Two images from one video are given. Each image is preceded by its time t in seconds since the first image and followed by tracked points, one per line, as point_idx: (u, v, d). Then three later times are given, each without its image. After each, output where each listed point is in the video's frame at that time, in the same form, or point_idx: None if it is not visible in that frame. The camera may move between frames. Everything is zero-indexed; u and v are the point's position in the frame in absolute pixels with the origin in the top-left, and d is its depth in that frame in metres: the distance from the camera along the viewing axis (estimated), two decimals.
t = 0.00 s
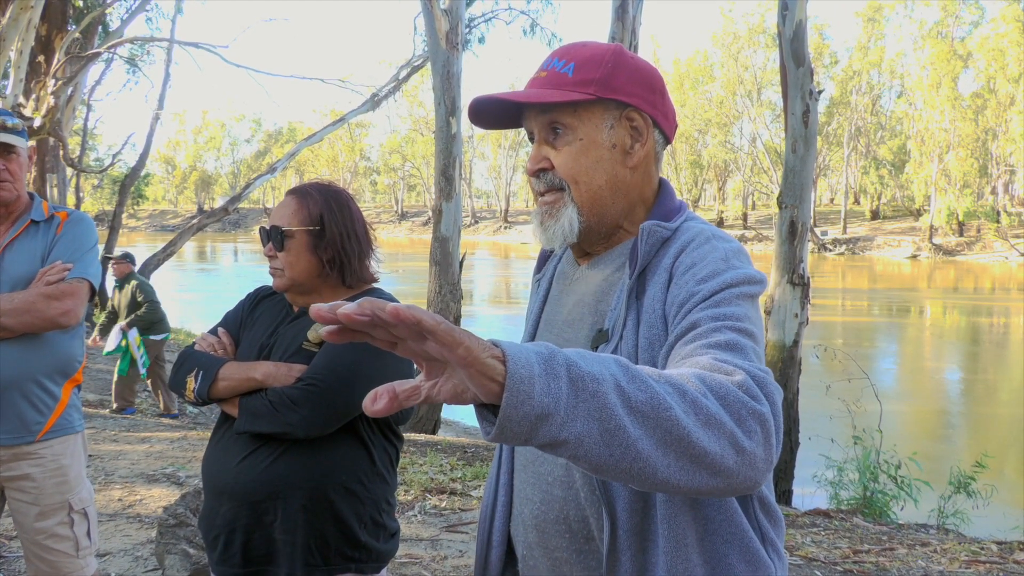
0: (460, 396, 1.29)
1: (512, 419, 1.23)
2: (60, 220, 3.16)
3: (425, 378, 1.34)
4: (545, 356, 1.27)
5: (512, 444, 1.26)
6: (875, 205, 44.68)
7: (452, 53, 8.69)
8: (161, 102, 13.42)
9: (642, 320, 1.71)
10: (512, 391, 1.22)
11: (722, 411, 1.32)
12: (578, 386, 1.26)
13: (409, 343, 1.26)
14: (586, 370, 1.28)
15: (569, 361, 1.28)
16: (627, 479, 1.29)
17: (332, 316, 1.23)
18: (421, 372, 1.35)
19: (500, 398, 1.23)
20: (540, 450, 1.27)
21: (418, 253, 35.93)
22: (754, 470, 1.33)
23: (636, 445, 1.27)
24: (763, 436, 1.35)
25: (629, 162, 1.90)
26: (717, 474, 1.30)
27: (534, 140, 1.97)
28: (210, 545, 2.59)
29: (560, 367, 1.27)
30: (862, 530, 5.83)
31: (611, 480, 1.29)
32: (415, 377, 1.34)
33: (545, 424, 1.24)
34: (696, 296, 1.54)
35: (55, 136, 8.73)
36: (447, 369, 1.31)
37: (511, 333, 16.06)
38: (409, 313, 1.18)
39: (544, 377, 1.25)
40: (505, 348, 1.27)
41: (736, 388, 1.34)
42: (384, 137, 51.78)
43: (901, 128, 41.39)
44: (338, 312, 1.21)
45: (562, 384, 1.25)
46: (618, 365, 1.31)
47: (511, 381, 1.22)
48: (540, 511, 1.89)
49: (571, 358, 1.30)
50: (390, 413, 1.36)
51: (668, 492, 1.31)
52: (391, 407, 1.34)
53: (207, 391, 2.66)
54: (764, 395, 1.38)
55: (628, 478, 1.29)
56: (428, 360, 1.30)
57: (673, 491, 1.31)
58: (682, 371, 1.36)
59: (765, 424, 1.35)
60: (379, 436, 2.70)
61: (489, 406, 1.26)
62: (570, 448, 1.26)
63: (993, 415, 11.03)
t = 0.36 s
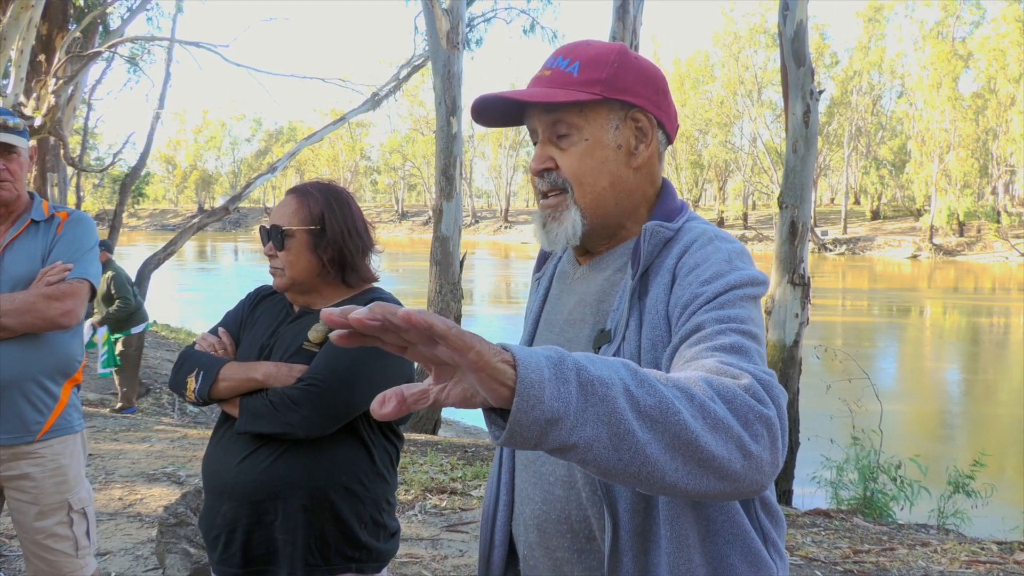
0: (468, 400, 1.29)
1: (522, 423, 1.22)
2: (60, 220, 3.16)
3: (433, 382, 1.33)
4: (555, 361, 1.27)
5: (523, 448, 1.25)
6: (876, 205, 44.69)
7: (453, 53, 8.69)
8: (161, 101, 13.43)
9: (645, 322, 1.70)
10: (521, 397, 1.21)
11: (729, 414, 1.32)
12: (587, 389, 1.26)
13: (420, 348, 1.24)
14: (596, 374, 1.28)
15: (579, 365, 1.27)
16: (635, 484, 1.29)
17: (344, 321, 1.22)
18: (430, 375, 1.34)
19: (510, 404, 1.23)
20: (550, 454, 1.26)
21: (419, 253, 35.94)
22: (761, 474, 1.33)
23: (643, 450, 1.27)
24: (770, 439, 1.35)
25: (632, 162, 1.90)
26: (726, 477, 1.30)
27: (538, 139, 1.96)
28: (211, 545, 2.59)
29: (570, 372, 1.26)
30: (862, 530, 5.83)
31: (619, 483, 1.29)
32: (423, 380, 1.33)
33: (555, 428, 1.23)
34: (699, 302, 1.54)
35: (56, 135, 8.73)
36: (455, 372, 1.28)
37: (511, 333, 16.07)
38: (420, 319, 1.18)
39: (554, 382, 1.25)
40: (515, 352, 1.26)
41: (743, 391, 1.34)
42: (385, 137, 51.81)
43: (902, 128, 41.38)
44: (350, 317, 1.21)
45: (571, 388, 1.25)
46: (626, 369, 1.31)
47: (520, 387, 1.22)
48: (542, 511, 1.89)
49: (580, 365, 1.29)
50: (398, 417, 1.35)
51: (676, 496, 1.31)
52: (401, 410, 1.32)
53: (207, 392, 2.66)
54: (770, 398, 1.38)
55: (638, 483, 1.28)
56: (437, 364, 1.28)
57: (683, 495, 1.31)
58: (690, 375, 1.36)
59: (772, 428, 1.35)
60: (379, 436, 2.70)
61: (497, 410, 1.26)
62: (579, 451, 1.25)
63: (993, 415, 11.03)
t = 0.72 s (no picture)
0: (527, 325, 1.28)
1: (579, 352, 1.23)
2: (60, 220, 3.17)
3: (498, 303, 1.32)
4: (617, 306, 1.29)
5: (574, 382, 1.26)
6: (876, 205, 44.68)
7: (453, 54, 8.70)
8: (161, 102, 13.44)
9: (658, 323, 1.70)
10: (586, 324, 1.23)
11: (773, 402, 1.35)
12: (645, 336, 1.28)
13: (498, 258, 1.26)
14: (653, 324, 1.30)
15: (639, 314, 1.30)
16: (675, 446, 1.30)
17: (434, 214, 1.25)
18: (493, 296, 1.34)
19: (572, 330, 1.24)
20: (597, 395, 1.27)
21: (419, 253, 35.93)
22: (797, 468, 1.34)
23: (689, 408, 1.28)
24: (806, 433, 1.37)
25: (661, 163, 1.98)
26: (763, 463, 1.32)
27: (569, 132, 1.96)
28: (211, 546, 2.59)
29: (631, 317, 1.28)
30: (862, 530, 5.83)
31: (659, 443, 1.30)
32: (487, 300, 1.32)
33: (608, 364, 1.24)
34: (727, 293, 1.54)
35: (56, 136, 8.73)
36: (525, 292, 1.29)
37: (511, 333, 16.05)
38: (508, 219, 1.19)
39: (616, 321, 1.26)
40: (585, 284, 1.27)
41: (787, 386, 1.39)
42: (385, 137, 51.82)
43: (902, 128, 41.38)
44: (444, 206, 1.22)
45: (631, 332, 1.27)
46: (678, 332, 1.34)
47: (586, 312, 1.23)
48: (544, 512, 1.89)
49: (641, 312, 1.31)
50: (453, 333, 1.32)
51: (711, 469, 1.32)
52: (461, 323, 1.29)
53: (208, 393, 2.66)
54: (808, 396, 1.41)
55: (676, 443, 1.30)
56: (506, 280, 1.30)
57: (719, 473, 1.32)
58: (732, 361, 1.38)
59: (810, 423, 1.38)
60: (379, 437, 2.71)
61: (557, 340, 1.27)
62: (628, 395, 1.26)
63: (994, 415, 11.04)
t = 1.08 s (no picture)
0: (561, 405, 1.25)
1: (620, 433, 1.21)
2: (60, 223, 3.17)
3: (524, 383, 1.25)
4: (648, 372, 1.26)
5: (616, 456, 1.24)
6: (875, 206, 44.71)
7: (452, 55, 8.70)
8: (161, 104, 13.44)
9: (664, 327, 1.70)
10: (624, 405, 1.20)
11: (794, 432, 1.36)
12: (679, 403, 1.26)
13: (528, 351, 1.21)
14: (686, 386, 1.28)
15: (671, 378, 1.27)
16: (708, 496, 1.30)
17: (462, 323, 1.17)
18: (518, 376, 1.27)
19: (610, 412, 1.22)
20: (638, 464, 1.27)
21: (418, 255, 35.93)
22: (819, 491, 1.37)
23: (722, 463, 1.29)
24: (827, 457, 1.39)
25: (661, 164, 1.99)
26: (790, 496, 1.34)
27: (571, 131, 1.98)
28: (210, 548, 2.59)
29: (663, 384, 1.26)
30: (862, 531, 5.84)
31: (693, 495, 1.31)
32: (513, 381, 1.26)
33: (648, 439, 1.24)
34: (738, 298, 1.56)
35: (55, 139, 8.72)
36: (553, 375, 1.25)
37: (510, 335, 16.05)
38: (542, 322, 1.15)
39: (649, 396, 1.24)
40: (616, 361, 1.24)
41: (806, 410, 1.38)
42: (384, 139, 51.85)
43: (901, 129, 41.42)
44: (471, 321, 1.16)
45: (665, 403, 1.25)
46: (705, 382, 1.32)
47: (624, 395, 1.21)
48: (545, 515, 1.89)
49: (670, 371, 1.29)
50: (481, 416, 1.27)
51: (742, 510, 1.33)
52: (489, 411, 1.24)
53: (207, 395, 2.66)
54: (824, 417, 1.42)
55: (710, 494, 1.30)
56: (534, 365, 1.24)
57: (750, 510, 1.34)
58: (751, 392, 1.38)
59: (829, 446, 1.40)
60: (378, 440, 2.71)
61: (596, 419, 1.25)
62: (667, 462, 1.26)
63: (994, 415, 11.05)
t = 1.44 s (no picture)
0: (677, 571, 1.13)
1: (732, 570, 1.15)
2: (59, 223, 3.17)
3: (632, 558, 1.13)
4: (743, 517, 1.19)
5: None
6: (874, 207, 44.77)
7: (451, 56, 8.70)
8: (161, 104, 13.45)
9: (669, 337, 1.70)
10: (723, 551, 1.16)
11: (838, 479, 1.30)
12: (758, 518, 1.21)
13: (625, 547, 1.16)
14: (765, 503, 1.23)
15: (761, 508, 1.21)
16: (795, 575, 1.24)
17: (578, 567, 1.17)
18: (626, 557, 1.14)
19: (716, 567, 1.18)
20: None
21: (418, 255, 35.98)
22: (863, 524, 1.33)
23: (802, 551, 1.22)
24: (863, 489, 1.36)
25: (660, 165, 1.99)
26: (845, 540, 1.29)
27: (570, 134, 1.98)
28: (210, 550, 2.60)
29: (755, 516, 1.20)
30: (862, 532, 5.85)
31: None
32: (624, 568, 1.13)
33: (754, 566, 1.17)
34: (745, 323, 1.54)
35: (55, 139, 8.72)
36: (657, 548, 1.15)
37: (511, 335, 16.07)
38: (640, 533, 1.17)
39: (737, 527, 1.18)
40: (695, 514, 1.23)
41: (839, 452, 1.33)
42: (384, 139, 51.90)
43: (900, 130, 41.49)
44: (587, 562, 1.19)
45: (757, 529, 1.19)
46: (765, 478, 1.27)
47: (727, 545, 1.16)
48: (544, 518, 1.90)
49: (743, 500, 1.24)
50: None
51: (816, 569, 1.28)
52: None
53: (206, 396, 2.66)
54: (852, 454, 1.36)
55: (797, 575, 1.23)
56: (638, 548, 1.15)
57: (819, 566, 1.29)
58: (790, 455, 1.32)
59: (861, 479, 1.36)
60: (378, 440, 2.71)
61: None
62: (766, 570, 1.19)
63: (993, 416, 11.07)
